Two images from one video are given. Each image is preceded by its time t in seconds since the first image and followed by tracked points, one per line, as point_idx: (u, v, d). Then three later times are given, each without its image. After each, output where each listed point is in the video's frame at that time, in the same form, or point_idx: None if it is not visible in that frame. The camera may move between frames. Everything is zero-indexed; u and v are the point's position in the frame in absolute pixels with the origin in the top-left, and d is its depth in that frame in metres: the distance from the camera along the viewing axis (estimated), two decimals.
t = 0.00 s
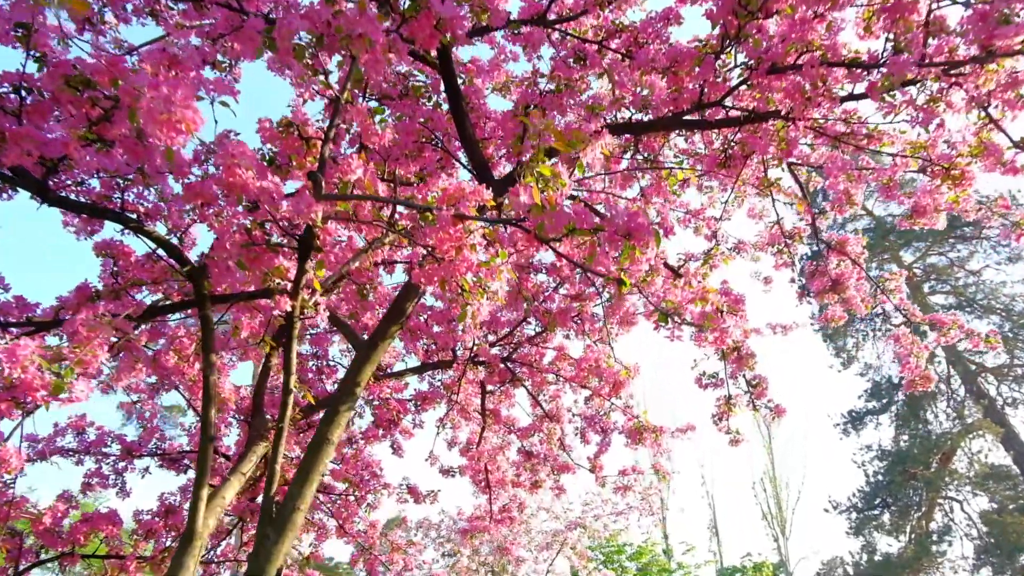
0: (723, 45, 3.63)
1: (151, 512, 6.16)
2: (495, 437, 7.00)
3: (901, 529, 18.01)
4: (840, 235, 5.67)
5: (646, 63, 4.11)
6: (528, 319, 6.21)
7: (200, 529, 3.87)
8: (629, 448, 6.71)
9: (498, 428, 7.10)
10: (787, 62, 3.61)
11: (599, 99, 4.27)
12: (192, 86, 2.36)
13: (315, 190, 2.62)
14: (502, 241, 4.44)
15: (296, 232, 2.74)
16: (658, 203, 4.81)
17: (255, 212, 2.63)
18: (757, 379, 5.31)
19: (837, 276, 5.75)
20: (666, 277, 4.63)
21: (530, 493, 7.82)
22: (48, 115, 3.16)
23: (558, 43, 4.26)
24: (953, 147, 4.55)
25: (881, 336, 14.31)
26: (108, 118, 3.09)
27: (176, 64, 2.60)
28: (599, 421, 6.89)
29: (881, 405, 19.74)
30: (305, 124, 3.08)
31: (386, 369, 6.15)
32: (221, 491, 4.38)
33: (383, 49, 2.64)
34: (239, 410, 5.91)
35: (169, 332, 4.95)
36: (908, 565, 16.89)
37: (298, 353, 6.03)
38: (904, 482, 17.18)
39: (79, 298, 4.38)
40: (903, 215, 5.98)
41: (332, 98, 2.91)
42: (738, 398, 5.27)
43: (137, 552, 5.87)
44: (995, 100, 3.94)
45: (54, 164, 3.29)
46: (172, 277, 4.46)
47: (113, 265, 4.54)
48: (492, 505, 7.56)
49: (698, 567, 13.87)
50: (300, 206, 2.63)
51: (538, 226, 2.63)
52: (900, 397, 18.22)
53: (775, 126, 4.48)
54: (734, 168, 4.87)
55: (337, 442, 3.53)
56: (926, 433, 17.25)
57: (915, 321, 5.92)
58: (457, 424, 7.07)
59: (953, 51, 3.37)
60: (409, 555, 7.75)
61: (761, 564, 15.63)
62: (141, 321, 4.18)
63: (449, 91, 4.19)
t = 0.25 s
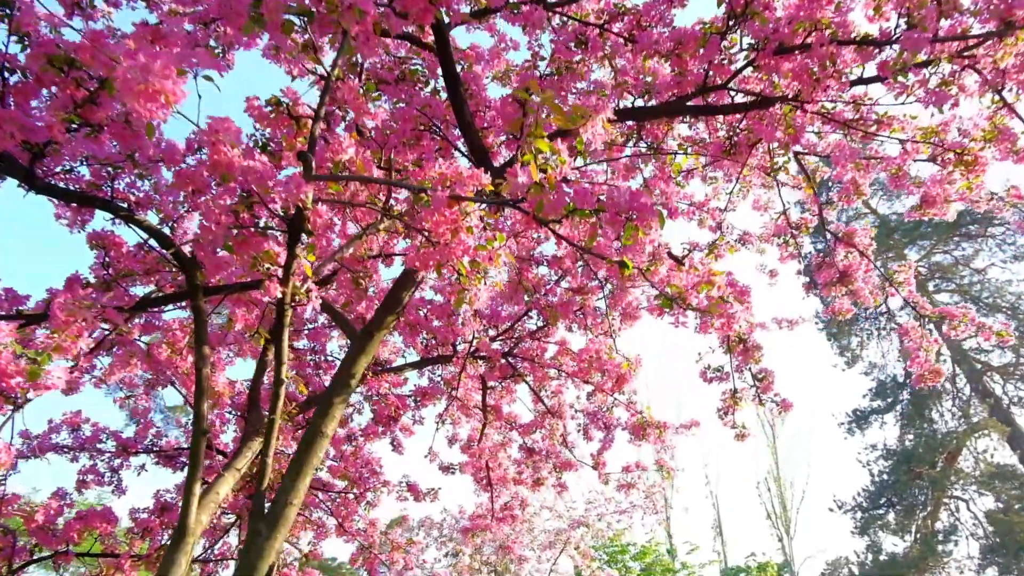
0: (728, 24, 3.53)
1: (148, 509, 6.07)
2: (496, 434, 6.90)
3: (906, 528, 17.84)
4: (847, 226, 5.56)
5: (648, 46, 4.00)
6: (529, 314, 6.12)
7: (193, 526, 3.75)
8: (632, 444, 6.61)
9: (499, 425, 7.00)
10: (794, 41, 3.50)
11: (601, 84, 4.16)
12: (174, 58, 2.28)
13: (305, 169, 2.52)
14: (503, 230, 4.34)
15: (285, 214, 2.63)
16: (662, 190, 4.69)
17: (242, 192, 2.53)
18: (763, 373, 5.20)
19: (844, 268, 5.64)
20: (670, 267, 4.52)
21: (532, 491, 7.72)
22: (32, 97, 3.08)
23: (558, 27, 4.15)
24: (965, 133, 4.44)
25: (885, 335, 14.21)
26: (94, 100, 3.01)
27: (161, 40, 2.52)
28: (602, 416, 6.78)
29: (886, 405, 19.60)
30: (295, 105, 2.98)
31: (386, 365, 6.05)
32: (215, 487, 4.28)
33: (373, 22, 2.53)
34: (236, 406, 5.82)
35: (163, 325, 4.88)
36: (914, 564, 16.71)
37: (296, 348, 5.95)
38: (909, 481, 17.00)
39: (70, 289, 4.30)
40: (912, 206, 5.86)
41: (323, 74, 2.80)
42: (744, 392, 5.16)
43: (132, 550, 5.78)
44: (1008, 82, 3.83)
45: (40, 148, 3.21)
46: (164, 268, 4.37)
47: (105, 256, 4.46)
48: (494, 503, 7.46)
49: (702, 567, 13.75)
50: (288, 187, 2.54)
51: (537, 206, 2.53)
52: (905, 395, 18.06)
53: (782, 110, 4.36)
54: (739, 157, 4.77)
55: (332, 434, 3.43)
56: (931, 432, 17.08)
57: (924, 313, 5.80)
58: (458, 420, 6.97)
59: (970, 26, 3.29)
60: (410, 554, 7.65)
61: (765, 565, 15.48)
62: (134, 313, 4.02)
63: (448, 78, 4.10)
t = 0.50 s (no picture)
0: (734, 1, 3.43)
1: (143, 507, 5.97)
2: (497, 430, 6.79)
3: (912, 527, 17.66)
4: (856, 215, 5.43)
5: (651, 27, 3.89)
6: (530, 307, 6.01)
7: (184, 522, 3.64)
8: (636, 440, 6.49)
9: (500, 421, 6.89)
10: (803, 18, 3.39)
11: (602, 67, 4.04)
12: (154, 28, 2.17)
13: (294, 152, 2.45)
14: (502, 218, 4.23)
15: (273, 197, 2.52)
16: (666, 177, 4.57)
17: (228, 170, 2.43)
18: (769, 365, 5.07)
19: (852, 258, 5.51)
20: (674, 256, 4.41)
21: (534, 488, 7.60)
22: (13, 78, 2.98)
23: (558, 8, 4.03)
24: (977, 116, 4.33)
25: (890, 333, 14.09)
26: (76, 80, 2.90)
27: (142, 13, 2.42)
28: (605, 412, 6.67)
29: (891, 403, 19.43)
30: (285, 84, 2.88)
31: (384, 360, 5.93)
32: (208, 483, 4.17)
33: None
34: (232, 401, 5.72)
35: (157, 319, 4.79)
36: (920, 564, 16.51)
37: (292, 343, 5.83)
38: (915, 480, 16.81)
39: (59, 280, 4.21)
40: (921, 195, 5.73)
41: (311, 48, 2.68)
42: (750, 384, 5.04)
43: (128, 548, 5.69)
44: (1022, 61, 3.71)
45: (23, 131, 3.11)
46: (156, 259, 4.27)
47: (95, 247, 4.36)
48: (495, 501, 7.35)
49: (706, 566, 13.61)
50: (276, 165, 2.43)
51: (535, 185, 2.42)
52: (911, 393, 17.88)
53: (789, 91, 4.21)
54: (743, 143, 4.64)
55: (325, 427, 3.33)
56: (937, 430, 16.89)
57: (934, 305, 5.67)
58: (459, 416, 6.86)
59: None
60: (411, 552, 7.54)
61: (770, 564, 15.32)
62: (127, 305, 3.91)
63: (445, 64, 3.97)
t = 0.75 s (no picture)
0: None
1: (139, 505, 5.88)
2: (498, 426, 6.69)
3: (918, 526, 17.50)
4: (863, 205, 5.31)
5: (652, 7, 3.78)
6: (531, 300, 5.91)
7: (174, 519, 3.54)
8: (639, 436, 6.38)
9: (501, 416, 6.79)
10: None
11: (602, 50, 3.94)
12: None
13: (280, 132, 2.37)
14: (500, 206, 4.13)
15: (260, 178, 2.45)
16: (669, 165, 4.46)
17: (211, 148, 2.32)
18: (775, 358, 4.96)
19: (860, 248, 5.39)
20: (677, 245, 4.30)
21: (536, 486, 7.50)
22: None
23: None
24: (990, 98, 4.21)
25: (895, 330, 13.93)
26: (58, 60, 2.81)
27: None
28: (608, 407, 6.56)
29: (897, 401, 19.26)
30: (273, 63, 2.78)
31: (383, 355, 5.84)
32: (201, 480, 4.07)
33: None
34: (228, 398, 5.63)
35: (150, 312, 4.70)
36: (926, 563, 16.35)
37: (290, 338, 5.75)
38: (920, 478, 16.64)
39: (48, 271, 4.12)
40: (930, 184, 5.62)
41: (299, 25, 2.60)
42: (755, 377, 4.93)
43: (123, 547, 5.60)
44: None
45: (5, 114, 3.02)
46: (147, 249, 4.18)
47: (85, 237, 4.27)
48: (496, 498, 7.25)
49: (710, 566, 13.50)
50: (262, 143, 2.33)
51: (532, 162, 2.32)
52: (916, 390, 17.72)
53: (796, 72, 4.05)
54: (749, 130, 4.53)
55: (318, 420, 3.22)
56: (942, 428, 16.72)
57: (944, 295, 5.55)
58: (459, 412, 6.76)
59: None
60: (411, 551, 7.44)
61: (775, 564, 15.18)
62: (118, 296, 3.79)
63: (441, 49, 3.85)
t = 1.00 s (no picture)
0: None
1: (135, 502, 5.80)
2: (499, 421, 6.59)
3: (924, 524, 17.33)
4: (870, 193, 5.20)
5: None
6: (532, 293, 5.82)
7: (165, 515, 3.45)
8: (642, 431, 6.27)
9: (502, 412, 6.69)
10: None
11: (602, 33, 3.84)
12: None
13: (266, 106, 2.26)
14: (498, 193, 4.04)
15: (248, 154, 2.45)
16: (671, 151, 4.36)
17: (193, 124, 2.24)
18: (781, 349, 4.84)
19: (866, 238, 5.28)
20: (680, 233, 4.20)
21: (538, 483, 7.40)
22: None
23: None
24: (1001, 80, 4.10)
25: (901, 327, 13.75)
26: (41, 40, 2.74)
27: None
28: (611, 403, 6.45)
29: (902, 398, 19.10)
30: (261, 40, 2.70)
31: (381, 348, 5.75)
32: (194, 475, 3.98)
33: None
34: (224, 392, 5.55)
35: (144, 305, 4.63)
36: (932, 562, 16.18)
37: (286, 332, 5.68)
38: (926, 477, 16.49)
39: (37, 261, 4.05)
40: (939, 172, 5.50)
41: None
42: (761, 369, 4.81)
43: (118, 544, 5.52)
44: None
45: None
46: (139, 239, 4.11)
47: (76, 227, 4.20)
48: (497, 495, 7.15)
49: (715, 565, 13.36)
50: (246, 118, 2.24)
51: (528, 137, 2.22)
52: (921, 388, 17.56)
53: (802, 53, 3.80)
54: (753, 115, 4.43)
55: (310, 410, 3.12)
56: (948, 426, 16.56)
57: (953, 285, 5.44)
58: (459, 407, 6.67)
59: None
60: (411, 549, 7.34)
61: (779, 564, 15.03)
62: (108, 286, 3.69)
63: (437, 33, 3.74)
